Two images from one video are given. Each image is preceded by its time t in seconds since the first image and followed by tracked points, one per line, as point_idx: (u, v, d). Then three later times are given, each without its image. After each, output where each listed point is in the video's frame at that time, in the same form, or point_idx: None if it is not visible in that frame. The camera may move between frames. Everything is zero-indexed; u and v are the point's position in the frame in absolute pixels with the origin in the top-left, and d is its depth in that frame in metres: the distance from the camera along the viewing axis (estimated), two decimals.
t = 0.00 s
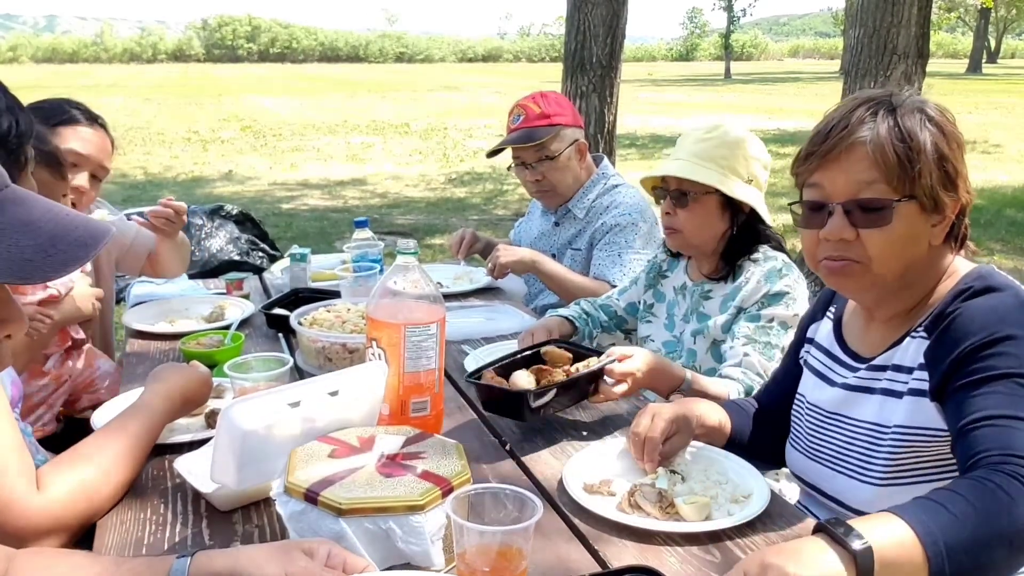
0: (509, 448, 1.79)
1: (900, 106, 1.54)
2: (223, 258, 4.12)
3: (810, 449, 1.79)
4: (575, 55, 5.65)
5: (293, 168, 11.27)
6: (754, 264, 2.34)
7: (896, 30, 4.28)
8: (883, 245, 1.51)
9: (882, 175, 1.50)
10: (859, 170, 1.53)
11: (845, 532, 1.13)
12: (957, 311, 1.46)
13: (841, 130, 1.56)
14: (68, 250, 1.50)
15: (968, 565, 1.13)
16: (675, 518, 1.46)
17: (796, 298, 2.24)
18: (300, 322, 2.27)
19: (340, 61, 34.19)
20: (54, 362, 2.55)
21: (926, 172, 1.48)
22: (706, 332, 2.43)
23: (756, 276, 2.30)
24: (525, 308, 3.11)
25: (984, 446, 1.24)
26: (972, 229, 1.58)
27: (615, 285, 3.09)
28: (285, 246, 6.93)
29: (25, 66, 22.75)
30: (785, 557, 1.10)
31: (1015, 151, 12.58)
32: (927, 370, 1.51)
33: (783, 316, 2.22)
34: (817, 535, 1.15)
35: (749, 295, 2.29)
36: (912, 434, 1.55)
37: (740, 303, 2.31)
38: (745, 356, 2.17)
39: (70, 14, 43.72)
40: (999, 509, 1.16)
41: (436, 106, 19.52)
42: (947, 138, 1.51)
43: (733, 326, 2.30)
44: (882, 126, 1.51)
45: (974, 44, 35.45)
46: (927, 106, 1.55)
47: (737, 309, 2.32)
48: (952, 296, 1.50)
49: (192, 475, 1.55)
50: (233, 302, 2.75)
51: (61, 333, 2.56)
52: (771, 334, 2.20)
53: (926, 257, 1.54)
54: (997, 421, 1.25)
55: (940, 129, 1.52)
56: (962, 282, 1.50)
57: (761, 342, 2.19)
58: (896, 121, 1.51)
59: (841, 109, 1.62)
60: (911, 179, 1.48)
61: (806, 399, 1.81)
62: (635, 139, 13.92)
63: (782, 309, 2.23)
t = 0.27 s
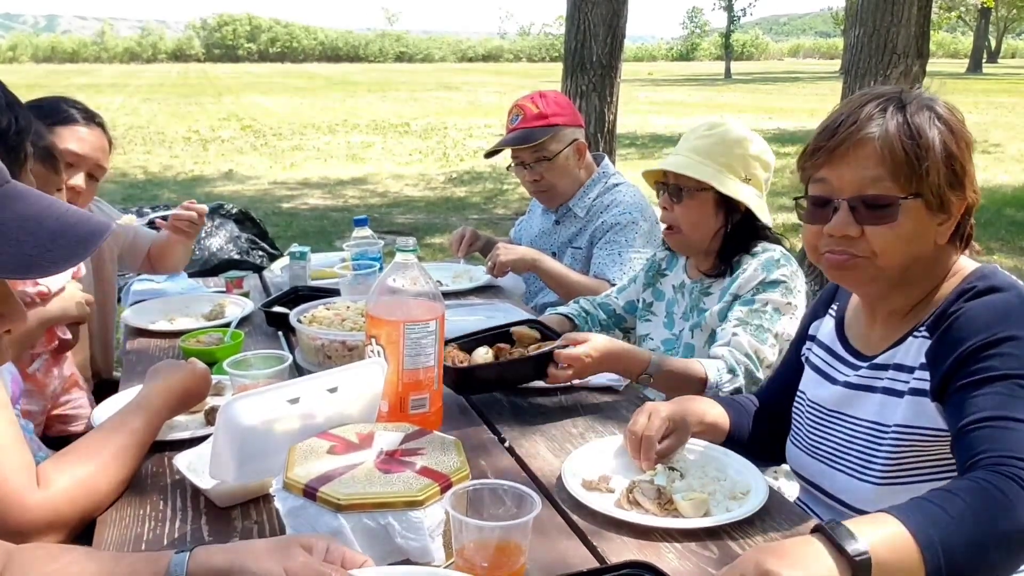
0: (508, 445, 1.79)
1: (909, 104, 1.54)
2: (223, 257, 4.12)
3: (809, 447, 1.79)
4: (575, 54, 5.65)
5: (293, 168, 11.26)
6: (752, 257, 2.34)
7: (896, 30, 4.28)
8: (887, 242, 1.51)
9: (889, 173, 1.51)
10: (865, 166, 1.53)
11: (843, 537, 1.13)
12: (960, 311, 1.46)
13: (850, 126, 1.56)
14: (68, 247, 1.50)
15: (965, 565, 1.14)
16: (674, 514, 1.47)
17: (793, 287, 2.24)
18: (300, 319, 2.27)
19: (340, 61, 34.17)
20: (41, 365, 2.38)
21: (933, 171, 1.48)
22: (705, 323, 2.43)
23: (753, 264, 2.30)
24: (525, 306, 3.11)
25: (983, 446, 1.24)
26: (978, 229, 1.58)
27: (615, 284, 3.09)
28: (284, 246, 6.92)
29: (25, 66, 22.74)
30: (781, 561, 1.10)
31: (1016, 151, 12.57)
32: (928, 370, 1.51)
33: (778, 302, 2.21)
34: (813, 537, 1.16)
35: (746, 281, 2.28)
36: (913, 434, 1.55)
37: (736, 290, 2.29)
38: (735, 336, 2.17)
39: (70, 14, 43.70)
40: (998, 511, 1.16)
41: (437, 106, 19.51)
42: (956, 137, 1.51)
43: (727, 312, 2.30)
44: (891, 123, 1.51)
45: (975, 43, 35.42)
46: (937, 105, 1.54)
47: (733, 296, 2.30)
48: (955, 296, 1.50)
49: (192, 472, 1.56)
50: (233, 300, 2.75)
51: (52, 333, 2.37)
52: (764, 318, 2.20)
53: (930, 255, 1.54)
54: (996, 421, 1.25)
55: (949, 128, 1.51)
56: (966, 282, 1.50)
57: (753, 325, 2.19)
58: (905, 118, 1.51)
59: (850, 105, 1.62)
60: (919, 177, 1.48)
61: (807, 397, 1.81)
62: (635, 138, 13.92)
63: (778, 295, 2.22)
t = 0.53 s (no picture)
0: (507, 442, 1.79)
1: (911, 102, 1.54)
2: (222, 256, 4.12)
3: (809, 446, 1.79)
4: (575, 54, 5.65)
5: (293, 167, 11.26)
6: (741, 256, 2.32)
7: (896, 29, 4.28)
8: (888, 241, 1.51)
9: (891, 171, 1.51)
10: (867, 164, 1.53)
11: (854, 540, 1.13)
12: (962, 311, 1.46)
13: (851, 123, 1.56)
14: (66, 245, 1.50)
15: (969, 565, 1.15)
16: (673, 512, 1.47)
17: (777, 281, 2.21)
18: (299, 318, 2.28)
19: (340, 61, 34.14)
20: (35, 362, 2.37)
21: (935, 170, 1.48)
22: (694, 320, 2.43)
23: (742, 261, 2.28)
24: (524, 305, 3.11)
25: (993, 451, 1.24)
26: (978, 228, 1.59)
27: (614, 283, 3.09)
28: (284, 246, 6.91)
29: (25, 66, 22.74)
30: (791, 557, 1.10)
31: (1016, 151, 12.55)
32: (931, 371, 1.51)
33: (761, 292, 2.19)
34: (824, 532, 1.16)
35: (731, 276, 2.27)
36: (913, 434, 1.55)
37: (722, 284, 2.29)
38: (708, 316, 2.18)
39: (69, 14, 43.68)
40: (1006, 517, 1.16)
41: (437, 106, 19.50)
42: (957, 135, 1.51)
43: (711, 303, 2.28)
44: (893, 121, 1.51)
45: (975, 43, 35.40)
46: (939, 103, 1.54)
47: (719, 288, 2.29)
48: (956, 295, 1.50)
49: (191, 470, 1.56)
50: (232, 299, 2.75)
51: (44, 329, 2.36)
52: (745, 305, 2.18)
53: (931, 254, 1.55)
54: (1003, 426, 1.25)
55: (950, 127, 1.51)
56: (967, 281, 1.50)
57: (731, 309, 2.18)
58: (908, 116, 1.51)
59: (851, 102, 1.61)
60: (921, 176, 1.49)
61: (807, 397, 1.81)
62: (635, 138, 13.91)
63: (761, 286, 2.20)
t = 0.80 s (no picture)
0: (508, 443, 1.79)
1: (910, 104, 1.54)
2: (222, 256, 4.12)
3: (809, 448, 1.79)
4: (575, 54, 5.65)
5: (292, 167, 11.25)
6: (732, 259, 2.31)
7: (895, 30, 4.28)
8: (888, 243, 1.51)
9: (890, 173, 1.51)
10: (866, 166, 1.53)
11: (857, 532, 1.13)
12: (963, 313, 1.45)
13: (851, 126, 1.55)
14: (67, 247, 1.50)
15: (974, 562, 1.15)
16: (672, 513, 1.47)
17: (764, 284, 2.20)
18: (299, 318, 2.28)
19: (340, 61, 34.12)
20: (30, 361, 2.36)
21: (934, 171, 1.48)
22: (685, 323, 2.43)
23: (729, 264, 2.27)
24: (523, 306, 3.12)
25: (998, 453, 1.24)
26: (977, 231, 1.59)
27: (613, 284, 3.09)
28: (284, 246, 6.91)
29: (24, 66, 22.72)
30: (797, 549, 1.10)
31: (1016, 151, 12.56)
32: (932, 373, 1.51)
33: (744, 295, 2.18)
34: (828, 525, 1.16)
35: (716, 279, 2.28)
36: (913, 437, 1.55)
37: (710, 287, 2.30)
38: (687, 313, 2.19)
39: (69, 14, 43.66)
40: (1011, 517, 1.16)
41: (437, 105, 19.50)
42: (957, 137, 1.51)
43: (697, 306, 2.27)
44: (892, 122, 1.51)
45: (974, 44, 35.40)
46: (938, 105, 1.54)
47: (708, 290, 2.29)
48: (956, 298, 1.50)
49: (191, 471, 1.56)
50: (232, 300, 2.75)
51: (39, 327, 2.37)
52: (727, 305, 2.17)
53: (930, 256, 1.55)
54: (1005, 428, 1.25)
55: (950, 128, 1.51)
56: (967, 283, 1.50)
57: (713, 309, 2.17)
58: (907, 118, 1.51)
59: (850, 105, 1.61)
60: (921, 178, 1.49)
61: (806, 399, 1.81)
62: (635, 138, 13.91)
63: (746, 288, 2.19)
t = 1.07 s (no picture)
0: (505, 442, 1.79)
1: (902, 103, 1.54)
2: (221, 256, 4.12)
3: (804, 448, 1.79)
4: (574, 54, 5.65)
5: (291, 167, 11.24)
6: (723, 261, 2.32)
7: (894, 29, 4.28)
8: (881, 243, 1.51)
9: (882, 173, 1.51)
10: (859, 166, 1.53)
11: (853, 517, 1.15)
12: (956, 312, 1.45)
13: (843, 126, 1.55)
14: (66, 247, 1.50)
15: (968, 552, 1.16)
16: (670, 512, 1.47)
17: (753, 285, 2.20)
18: (298, 317, 2.27)
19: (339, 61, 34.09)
20: (29, 359, 2.34)
21: (926, 171, 1.48)
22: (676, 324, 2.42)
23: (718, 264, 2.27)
24: (522, 306, 3.12)
25: (992, 448, 1.24)
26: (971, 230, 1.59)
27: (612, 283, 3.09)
28: (282, 246, 6.90)
29: (23, 66, 22.69)
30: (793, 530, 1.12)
31: (1015, 151, 12.58)
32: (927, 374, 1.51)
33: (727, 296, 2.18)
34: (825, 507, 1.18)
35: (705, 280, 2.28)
36: (908, 438, 1.55)
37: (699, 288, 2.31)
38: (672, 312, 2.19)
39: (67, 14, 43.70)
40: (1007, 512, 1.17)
41: (436, 105, 19.49)
42: (950, 136, 1.51)
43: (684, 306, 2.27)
44: (885, 122, 1.51)
45: (973, 44, 35.43)
46: (930, 104, 1.54)
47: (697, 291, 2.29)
48: (950, 297, 1.49)
49: (190, 470, 1.56)
50: (231, 299, 2.75)
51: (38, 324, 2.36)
52: (713, 305, 2.17)
53: (923, 256, 1.55)
54: (1000, 426, 1.25)
55: (942, 127, 1.51)
56: (960, 283, 1.50)
57: (698, 308, 2.17)
58: (899, 117, 1.51)
59: (842, 105, 1.61)
60: (913, 178, 1.49)
61: (801, 399, 1.81)
62: (634, 138, 13.92)
63: (735, 289, 2.19)
